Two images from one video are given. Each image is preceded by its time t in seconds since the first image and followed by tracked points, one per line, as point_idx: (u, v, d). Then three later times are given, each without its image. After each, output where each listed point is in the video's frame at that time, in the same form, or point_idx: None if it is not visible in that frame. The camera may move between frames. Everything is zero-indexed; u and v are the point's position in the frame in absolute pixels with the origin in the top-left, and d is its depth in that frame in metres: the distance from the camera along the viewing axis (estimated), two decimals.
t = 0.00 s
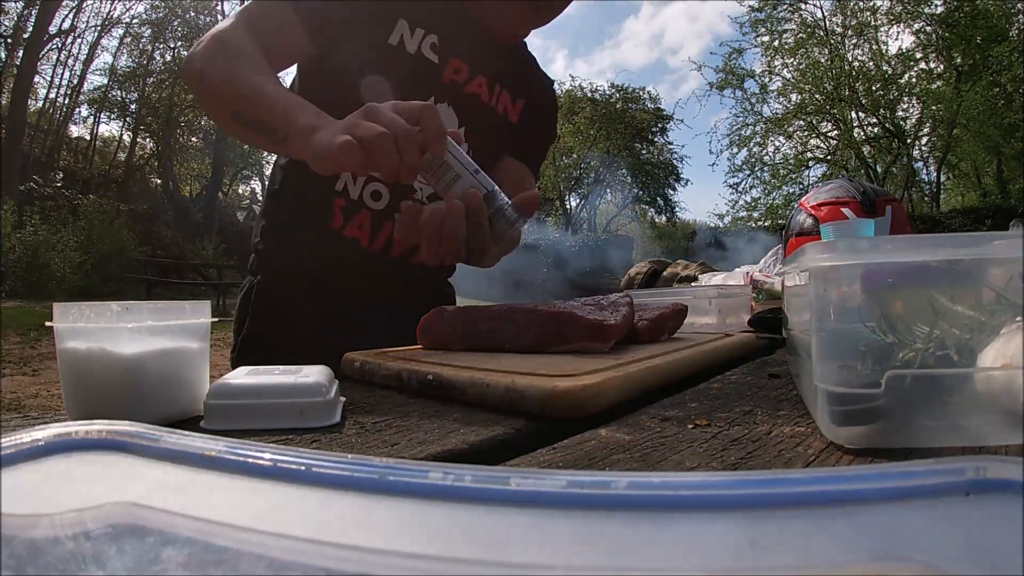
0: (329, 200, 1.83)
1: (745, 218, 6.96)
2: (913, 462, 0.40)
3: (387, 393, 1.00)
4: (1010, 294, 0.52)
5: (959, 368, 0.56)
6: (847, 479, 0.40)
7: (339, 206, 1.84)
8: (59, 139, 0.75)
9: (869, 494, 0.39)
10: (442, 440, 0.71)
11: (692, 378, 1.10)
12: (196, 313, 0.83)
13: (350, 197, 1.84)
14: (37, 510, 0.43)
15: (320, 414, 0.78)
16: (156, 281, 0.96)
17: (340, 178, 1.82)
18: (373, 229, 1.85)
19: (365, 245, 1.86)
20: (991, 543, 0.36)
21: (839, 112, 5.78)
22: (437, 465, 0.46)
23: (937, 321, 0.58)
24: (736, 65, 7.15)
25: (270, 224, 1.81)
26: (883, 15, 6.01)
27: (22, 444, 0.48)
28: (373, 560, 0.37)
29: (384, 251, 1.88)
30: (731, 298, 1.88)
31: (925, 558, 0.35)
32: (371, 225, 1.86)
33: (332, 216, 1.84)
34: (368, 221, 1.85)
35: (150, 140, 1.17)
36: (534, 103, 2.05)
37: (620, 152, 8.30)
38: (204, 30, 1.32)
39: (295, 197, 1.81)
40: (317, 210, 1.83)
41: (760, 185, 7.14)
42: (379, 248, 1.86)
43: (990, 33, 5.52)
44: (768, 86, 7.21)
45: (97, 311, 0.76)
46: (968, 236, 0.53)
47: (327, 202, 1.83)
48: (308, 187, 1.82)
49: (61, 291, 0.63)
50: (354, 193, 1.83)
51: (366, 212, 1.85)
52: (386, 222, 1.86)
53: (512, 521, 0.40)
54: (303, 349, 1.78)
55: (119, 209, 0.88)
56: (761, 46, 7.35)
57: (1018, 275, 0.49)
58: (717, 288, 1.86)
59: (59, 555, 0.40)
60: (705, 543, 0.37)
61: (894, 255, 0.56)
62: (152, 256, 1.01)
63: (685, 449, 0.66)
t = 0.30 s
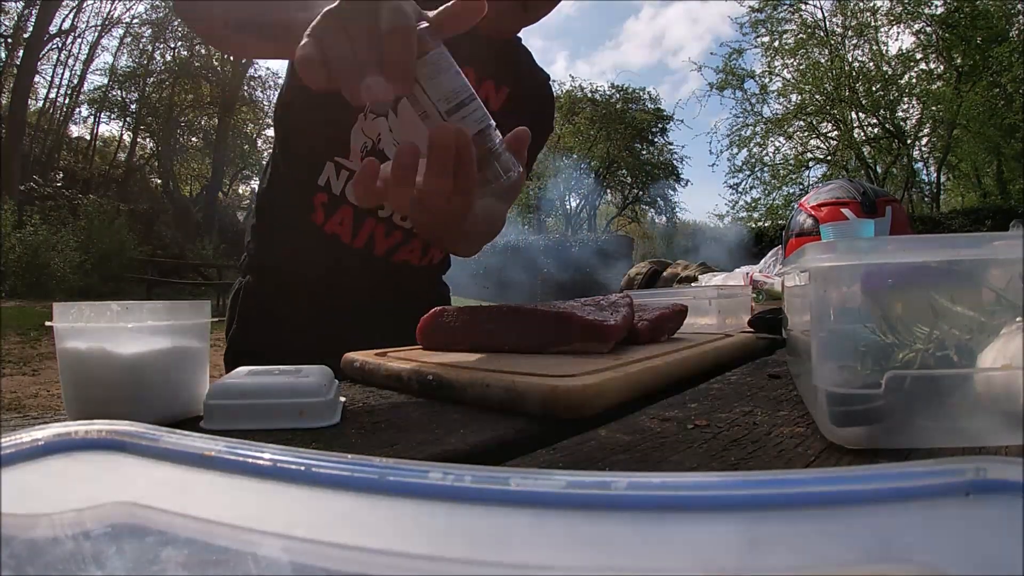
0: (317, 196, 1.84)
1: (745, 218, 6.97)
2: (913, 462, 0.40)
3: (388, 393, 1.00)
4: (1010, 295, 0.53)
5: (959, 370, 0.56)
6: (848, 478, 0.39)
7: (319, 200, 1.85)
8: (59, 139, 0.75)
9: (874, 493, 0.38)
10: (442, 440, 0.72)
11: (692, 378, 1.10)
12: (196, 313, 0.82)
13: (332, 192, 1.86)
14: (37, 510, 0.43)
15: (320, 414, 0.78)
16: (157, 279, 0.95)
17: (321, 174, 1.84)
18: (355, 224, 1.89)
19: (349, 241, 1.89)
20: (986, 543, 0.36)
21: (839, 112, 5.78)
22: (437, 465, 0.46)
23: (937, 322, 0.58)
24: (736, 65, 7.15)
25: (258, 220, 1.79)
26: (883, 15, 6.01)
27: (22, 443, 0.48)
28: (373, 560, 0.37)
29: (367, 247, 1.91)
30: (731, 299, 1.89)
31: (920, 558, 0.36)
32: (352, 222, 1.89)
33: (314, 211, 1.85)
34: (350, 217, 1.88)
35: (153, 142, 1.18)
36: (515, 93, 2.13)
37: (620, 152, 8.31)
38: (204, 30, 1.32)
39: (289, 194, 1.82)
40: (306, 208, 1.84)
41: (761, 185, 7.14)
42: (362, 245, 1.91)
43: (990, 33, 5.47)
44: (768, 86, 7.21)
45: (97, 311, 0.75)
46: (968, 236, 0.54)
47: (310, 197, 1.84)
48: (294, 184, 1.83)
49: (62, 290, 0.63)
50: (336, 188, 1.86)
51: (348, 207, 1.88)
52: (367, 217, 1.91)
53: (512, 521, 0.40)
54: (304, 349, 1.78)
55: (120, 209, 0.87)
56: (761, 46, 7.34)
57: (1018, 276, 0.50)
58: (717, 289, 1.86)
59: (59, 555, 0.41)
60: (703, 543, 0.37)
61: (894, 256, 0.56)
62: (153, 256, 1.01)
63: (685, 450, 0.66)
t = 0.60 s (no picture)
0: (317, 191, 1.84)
1: (745, 219, 6.96)
2: (913, 462, 0.40)
3: (387, 393, 1.00)
4: (1010, 295, 0.53)
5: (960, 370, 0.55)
6: (848, 478, 0.40)
7: (319, 193, 1.84)
8: (59, 139, 0.74)
9: (874, 493, 0.38)
10: (442, 440, 0.72)
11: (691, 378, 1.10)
12: (196, 312, 0.83)
13: (332, 186, 1.86)
14: (37, 509, 0.43)
15: (320, 414, 0.78)
16: (157, 279, 0.96)
17: (322, 166, 1.83)
18: (353, 219, 1.88)
19: (347, 235, 1.88)
20: (989, 543, 0.36)
21: (839, 113, 5.77)
22: (437, 465, 0.46)
23: (937, 322, 0.58)
24: (736, 65, 7.14)
25: (255, 214, 1.79)
26: (882, 16, 6.00)
27: (22, 443, 0.48)
28: (373, 560, 0.37)
29: (364, 242, 1.90)
30: (731, 299, 1.88)
31: (923, 558, 0.36)
32: (350, 217, 1.88)
33: (313, 203, 1.83)
34: (348, 211, 1.87)
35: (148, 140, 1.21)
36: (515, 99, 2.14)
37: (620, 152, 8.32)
38: (205, 31, 1.33)
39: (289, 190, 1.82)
40: (306, 203, 1.83)
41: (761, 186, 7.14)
42: (359, 238, 1.90)
43: (990, 33, 5.31)
44: (768, 87, 7.20)
45: (96, 311, 0.76)
46: (968, 236, 0.53)
47: (309, 191, 1.83)
48: (294, 179, 1.83)
49: (62, 290, 0.63)
50: (336, 181, 1.86)
51: (346, 202, 1.87)
52: (366, 212, 1.90)
53: (513, 521, 0.40)
54: (304, 349, 1.78)
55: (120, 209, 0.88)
56: (761, 46, 7.34)
57: (1018, 276, 0.50)
58: (717, 289, 1.86)
59: (59, 555, 0.40)
60: (704, 543, 0.37)
61: (894, 256, 0.56)
62: (153, 256, 1.01)
63: (685, 450, 0.66)
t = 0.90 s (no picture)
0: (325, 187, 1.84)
1: (745, 219, 6.96)
2: (913, 462, 0.40)
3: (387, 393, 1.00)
4: (1010, 294, 0.53)
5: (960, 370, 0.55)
6: (849, 479, 0.40)
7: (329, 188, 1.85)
8: (59, 139, 0.74)
9: (875, 493, 0.38)
10: (442, 440, 0.72)
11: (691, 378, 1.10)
12: (195, 312, 0.83)
13: (341, 183, 1.87)
14: (36, 509, 0.43)
15: (320, 414, 0.78)
16: (158, 279, 0.96)
17: (333, 162, 1.85)
18: (361, 216, 1.89)
19: (353, 233, 1.89)
20: (990, 543, 0.36)
21: (839, 113, 5.77)
22: (437, 465, 0.46)
23: (937, 322, 0.58)
24: (736, 65, 7.14)
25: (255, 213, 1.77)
26: (882, 15, 5.99)
27: (21, 443, 0.48)
28: (373, 560, 0.37)
29: (370, 240, 1.91)
30: (731, 299, 1.88)
31: (924, 558, 0.36)
32: (358, 214, 1.90)
33: (323, 199, 1.84)
34: (356, 209, 1.89)
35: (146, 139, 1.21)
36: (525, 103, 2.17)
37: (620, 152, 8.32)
38: (205, 30, 1.33)
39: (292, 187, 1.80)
40: (313, 199, 1.83)
41: (761, 186, 7.14)
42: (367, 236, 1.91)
43: (990, 33, 5.38)
44: (768, 87, 7.20)
45: (96, 311, 0.76)
46: (968, 236, 0.54)
47: (319, 185, 1.84)
48: (298, 175, 1.81)
49: (64, 289, 0.63)
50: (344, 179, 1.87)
51: (354, 200, 1.88)
52: (374, 210, 1.92)
53: (513, 522, 0.40)
54: (304, 349, 1.78)
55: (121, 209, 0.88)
56: (761, 46, 7.34)
57: (1018, 275, 0.51)
58: (717, 289, 1.86)
59: (59, 555, 0.40)
60: (704, 542, 0.37)
61: (894, 256, 0.57)
62: (153, 256, 1.01)
63: (685, 450, 0.66)
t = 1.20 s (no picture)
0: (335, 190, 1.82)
1: (745, 219, 6.96)
2: (913, 462, 0.40)
3: (387, 393, 1.00)
4: (1009, 295, 0.53)
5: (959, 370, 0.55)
6: (850, 479, 0.40)
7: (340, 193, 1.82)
8: (59, 139, 0.74)
9: (875, 493, 0.39)
10: (442, 440, 0.72)
11: (691, 378, 1.10)
12: (196, 312, 0.83)
13: (353, 187, 1.83)
14: (36, 509, 0.43)
15: (320, 414, 0.78)
16: (158, 279, 0.96)
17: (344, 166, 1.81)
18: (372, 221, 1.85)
19: (365, 235, 1.86)
20: (990, 542, 0.36)
21: (839, 112, 5.77)
22: (437, 465, 0.46)
23: (937, 322, 0.58)
24: (736, 65, 7.14)
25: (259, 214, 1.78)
26: (882, 16, 5.99)
27: (21, 443, 0.48)
28: (373, 560, 0.37)
29: (380, 244, 1.88)
30: (731, 299, 1.88)
31: (924, 558, 0.36)
32: (370, 218, 1.85)
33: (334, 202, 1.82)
34: (368, 212, 1.85)
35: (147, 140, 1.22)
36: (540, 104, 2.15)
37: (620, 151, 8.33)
38: (205, 31, 1.34)
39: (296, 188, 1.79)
40: (320, 201, 1.82)
41: (761, 186, 7.15)
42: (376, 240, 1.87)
43: (990, 33, 5.37)
44: (768, 87, 7.20)
45: (97, 311, 0.76)
46: (968, 236, 0.54)
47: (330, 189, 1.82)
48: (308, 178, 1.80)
49: (63, 290, 0.63)
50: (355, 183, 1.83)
51: (366, 203, 1.85)
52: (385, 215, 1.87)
53: (514, 522, 0.40)
54: (304, 349, 1.78)
55: (120, 209, 0.88)
56: (761, 46, 7.34)
57: (1018, 275, 0.50)
58: (717, 289, 1.86)
59: (58, 555, 0.40)
60: (704, 541, 0.37)
61: (895, 255, 0.56)
62: (152, 257, 1.01)
63: (685, 450, 0.66)
